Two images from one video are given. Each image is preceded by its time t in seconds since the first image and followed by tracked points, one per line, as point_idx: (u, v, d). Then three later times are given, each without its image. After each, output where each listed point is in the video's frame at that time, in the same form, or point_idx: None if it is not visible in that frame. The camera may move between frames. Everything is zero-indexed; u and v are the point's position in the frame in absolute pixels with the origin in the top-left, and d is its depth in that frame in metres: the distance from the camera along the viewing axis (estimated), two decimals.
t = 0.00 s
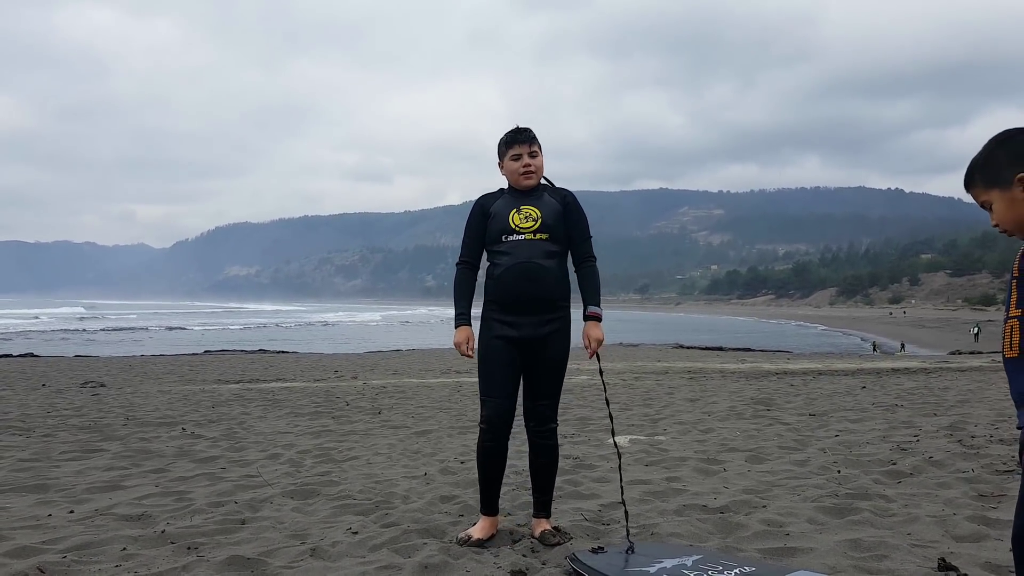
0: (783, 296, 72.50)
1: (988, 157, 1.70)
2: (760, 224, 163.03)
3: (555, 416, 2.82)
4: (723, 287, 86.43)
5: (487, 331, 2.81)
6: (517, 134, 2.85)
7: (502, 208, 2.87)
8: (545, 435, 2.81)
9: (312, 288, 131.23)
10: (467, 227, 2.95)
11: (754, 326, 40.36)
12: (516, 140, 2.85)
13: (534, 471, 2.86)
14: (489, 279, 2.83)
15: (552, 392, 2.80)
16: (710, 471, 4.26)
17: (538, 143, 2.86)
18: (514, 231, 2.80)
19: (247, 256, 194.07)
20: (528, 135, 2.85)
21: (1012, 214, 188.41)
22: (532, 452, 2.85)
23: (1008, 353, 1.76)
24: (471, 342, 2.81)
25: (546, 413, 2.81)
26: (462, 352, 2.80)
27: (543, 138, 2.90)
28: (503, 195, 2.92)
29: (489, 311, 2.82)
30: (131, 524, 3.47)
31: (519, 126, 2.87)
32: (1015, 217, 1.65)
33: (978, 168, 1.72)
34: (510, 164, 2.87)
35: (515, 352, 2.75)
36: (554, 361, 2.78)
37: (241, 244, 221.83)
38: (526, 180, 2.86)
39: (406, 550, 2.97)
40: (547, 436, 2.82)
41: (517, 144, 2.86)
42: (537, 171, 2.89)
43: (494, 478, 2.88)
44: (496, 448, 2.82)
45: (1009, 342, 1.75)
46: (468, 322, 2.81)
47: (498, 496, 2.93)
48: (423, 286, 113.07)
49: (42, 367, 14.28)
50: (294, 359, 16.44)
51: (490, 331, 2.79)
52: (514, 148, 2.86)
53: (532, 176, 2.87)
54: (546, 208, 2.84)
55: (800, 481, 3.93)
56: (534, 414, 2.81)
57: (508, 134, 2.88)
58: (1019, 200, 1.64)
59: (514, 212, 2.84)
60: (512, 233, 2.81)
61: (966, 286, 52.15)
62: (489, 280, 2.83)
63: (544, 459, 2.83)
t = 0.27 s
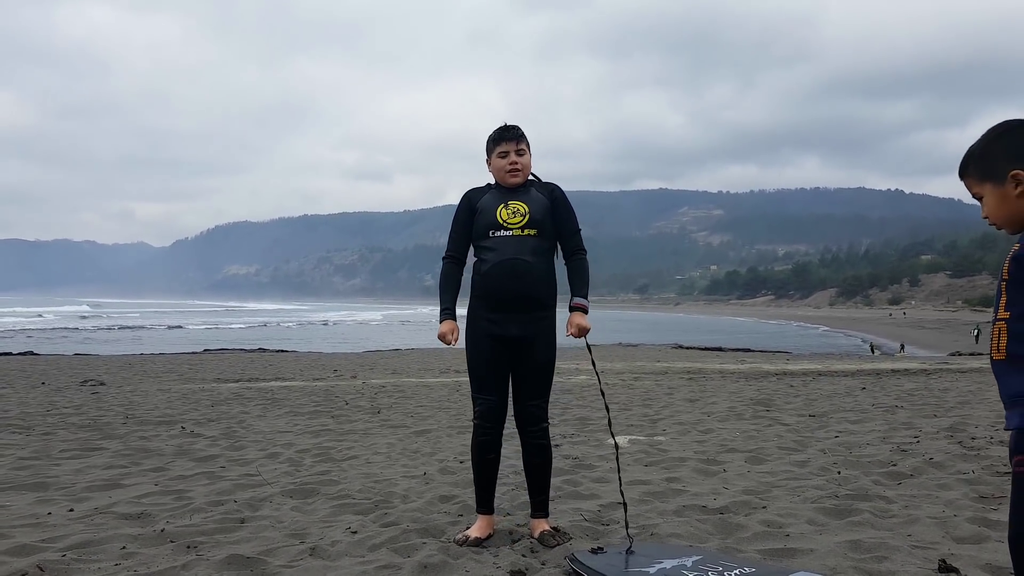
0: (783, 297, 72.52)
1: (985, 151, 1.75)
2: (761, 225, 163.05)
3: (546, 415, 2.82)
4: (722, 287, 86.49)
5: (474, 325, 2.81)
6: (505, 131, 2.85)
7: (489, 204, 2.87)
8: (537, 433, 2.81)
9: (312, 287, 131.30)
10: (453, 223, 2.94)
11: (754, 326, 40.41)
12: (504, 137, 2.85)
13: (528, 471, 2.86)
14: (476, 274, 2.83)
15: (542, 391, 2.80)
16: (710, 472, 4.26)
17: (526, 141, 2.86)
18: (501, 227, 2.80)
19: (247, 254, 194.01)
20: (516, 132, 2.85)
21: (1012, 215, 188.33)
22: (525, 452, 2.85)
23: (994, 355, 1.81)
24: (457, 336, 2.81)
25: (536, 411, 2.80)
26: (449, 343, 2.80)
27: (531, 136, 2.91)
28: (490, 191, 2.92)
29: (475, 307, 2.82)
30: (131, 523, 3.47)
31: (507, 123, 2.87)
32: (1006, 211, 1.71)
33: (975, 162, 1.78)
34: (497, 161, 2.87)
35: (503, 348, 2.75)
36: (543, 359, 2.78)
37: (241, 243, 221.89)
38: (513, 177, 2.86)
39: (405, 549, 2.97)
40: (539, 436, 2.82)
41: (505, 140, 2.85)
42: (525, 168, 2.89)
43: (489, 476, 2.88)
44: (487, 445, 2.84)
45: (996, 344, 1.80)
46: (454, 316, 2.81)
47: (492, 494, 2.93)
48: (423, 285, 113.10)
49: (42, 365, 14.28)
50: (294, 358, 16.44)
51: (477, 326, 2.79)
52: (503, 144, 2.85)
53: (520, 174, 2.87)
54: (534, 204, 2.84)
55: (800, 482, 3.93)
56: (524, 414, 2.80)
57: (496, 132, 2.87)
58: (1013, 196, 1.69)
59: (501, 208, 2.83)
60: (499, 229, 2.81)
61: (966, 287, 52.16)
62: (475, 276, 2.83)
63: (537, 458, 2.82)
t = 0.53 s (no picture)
0: (785, 297, 72.42)
1: (977, 144, 1.75)
2: (763, 225, 162.85)
3: (545, 417, 2.82)
4: (725, 288, 86.46)
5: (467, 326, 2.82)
6: (499, 132, 2.85)
7: (483, 205, 2.87)
8: (535, 435, 2.81)
9: (314, 288, 131.45)
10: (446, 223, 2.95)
11: (756, 326, 40.36)
12: (499, 138, 2.85)
13: (528, 473, 2.86)
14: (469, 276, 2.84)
15: (539, 394, 2.80)
16: (713, 472, 4.26)
17: (520, 143, 2.86)
18: (494, 228, 2.80)
19: (249, 256, 194.26)
20: (511, 133, 2.85)
21: (1015, 213, 187.82)
22: (525, 454, 2.85)
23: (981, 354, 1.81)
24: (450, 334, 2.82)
25: (532, 414, 2.80)
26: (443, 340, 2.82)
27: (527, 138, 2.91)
28: (484, 192, 2.92)
29: (469, 309, 2.82)
30: (135, 525, 3.47)
31: (501, 124, 2.87)
32: (995, 206, 1.72)
33: (967, 153, 1.78)
34: (492, 162, 2.87)
35: (497, 351, 2.76)
36: (539, 363, 2.77)
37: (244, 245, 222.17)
38: (508, 178, 2.86)
39: (408, 551, 2.97)
40: (537, 438, 2.82)
41: (500, 142, 2.86)
42: (520, 170, 2.89)
43: (489, 477, 2.89)
44: (486, 446, 2.85)
45: (981, 345, 1.79)
46: (448, 315, 2.83)
47: (493, 495, 2.94)
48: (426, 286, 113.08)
49: (45, 367, 14.31)
50: (297, 359, 16.49)
51: (470, 327, 2.79)
52: (497, 146, 2.86)
53: (515, 175, 2.87)
54: (527, 205, 2.83)
55: (804, 482, 3.92)
56: (522, 416, 2.81)
57: (492, 132, 2.88)
58: (1004, 191, 1.69)
59: (494, 208, 2.83)
60: (491, 230, 2.81)
61: (969, 286, 52.02)
62: (468, 278, 2.84)
63: (536, 460, 2.82)
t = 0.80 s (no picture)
0: (787, 297, 72.33)
1: (966, 141, 1.75)
2: (765, 224, 162.68)
3: (545, 417, 2.83)
4: (726, 287, 86.38)
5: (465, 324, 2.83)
6: (499, 131, 2.86)
7: (481, 204, 2.88)
8: (535, 435, 2.81)
9: (316, 288, 131.52)
10: (444, 220, 2.96)
11: (757, 325, 40.26)
12: (498, 137, 2.85)
13: (529, 472, 2.86)
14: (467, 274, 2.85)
15: (538, 394, 2.80)
16: (715, 472, 4.26)
17: (519, 142, 2.87)
18: (492, 228, 2.80)
19: (251, 255, 194.33)
20: (510, 133, 2.86)
21: (1017, 213, 187.48)
22: (525, 454, 2.85)
23: (975, 357, 1.81)
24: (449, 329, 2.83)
25: (532, 414, 2.80)
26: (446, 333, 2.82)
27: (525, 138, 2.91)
28: (482, 191, 2.92)
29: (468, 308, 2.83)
30: (137, 524, 3.48)
31: (501, 123, 2.87)
32: (983, 204, 1.72)
33: (955, 152, 1.78)
34: (491, 161, 2.88)
35: (495, 351, 2.76)
36: (538, 363, 2.78)
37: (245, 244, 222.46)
38: (506, 178, 2.86)
39: (410, 550, 2.97)
40: (537, 438, 2.83)
41: (499, 141, 2.86)
42: (519, 170, 2.89)
43: (490, 475, 2.89)
44: (486, 445, 2.86)
45: (977, 346, 1.79)
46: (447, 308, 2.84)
47: (494, 493, 2.95)
48: (427, 285, 113.06)
49: (47, 367, 14.34)
50: (299, 359, 16.51)
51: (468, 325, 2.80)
52: (496, 145, 2.86)
53: (514, 175, 2.87)
54: (525, 205, 2.83)
55: (806, 482, 3.92)
56: (522, 415, 2.81)
57: (491, 131, 2.88)
58: (993, 188, 1.69)
59: (493, 208, 2.83)
60: (489, 230, 2.81)
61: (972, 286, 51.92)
62: (466, 277, 2.84)
63: (537, 460, 2.83)
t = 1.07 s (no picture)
0: (788, 297, 72.27)
1: (980, 137, 1.75)
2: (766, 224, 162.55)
3: (545, 417, 2.82)
4: (727, 287, 86.32)
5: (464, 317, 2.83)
6: (503, 127, 2.86)
7: (482, 200, 2.88)
8: (535, 434, 2.81)
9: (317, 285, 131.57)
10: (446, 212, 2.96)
11: (758, 326, 40.13)
12: (502, 133, 2.86)
13: (529, 470, 2.87)
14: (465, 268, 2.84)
15: (539, 394, 2.79)
16: (715, 471, 4.26)
17: (524, 138, 2.87)
18: (492, 225, 2.80)
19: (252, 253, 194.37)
20: (514, 129, 2.86)
21: (1019, 214, 187.18)
22: (526, 451, 2.85)
23: (978, 356, 1.81)
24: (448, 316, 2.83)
25: (531, 413, 2.80)
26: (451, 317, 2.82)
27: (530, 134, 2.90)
28: (485, 187, 2.93)
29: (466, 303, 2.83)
30: (137, 520, 3.48)
31: (505, 120, 2.88)
32: (992, 201, 1.72)
33: (969, 146, 1.77)
34: (495, 156, 2.88)
35: (494, 350, 2.76)
36: (537, 362, 2.78)
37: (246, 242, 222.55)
38: (509, 173, 2.86)
39: (410, 547, 2.98)
40: (538, 436, 2.83)
41: (504, 137, 2.86)
42: (522, 166, 2.89)
43: (491, 474, 2.89)
44: (486, 444, 2.86)
45: (978, 345, 1.79)
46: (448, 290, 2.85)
47: (493, 491, 2.94)
48: (428, 284, 113.03)
49: (48, 363, 14.35)
50: (300, 356, 16.51)
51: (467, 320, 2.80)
52: (500, 141, 2.87)
53: (517, 170, 2.87)
54: (527, 203, 2.83)
55: (806, 481, 3.92)
56: (522, 414, 2.81)
57: (496, 126, 2.88)
58: (1001, 185, 1.69)
59: (494, 205, 2.83)
60: (490, 227, 2.81)
61: (973, 286, 51.85)
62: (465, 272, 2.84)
63: (537, 458, 2.83)
